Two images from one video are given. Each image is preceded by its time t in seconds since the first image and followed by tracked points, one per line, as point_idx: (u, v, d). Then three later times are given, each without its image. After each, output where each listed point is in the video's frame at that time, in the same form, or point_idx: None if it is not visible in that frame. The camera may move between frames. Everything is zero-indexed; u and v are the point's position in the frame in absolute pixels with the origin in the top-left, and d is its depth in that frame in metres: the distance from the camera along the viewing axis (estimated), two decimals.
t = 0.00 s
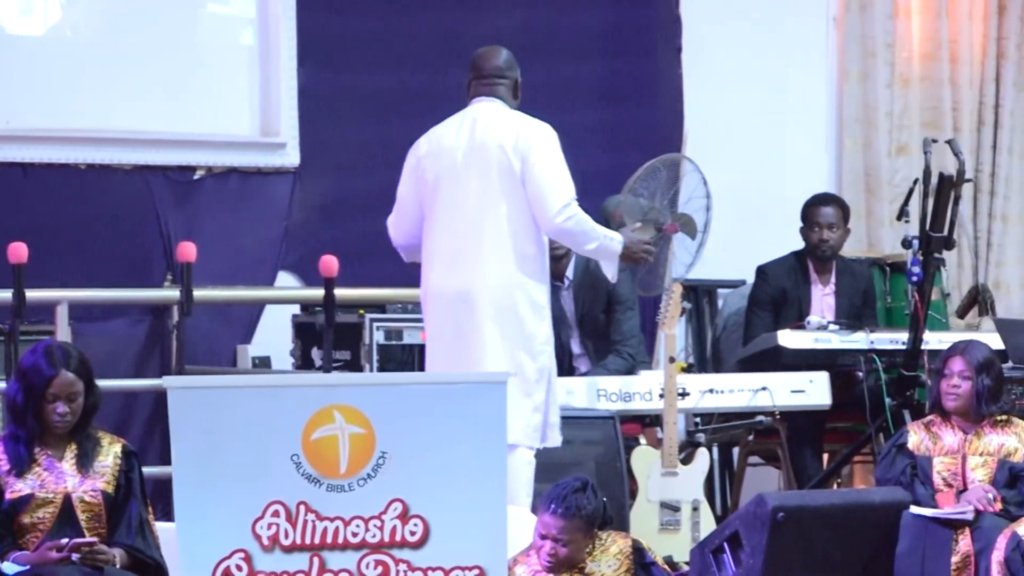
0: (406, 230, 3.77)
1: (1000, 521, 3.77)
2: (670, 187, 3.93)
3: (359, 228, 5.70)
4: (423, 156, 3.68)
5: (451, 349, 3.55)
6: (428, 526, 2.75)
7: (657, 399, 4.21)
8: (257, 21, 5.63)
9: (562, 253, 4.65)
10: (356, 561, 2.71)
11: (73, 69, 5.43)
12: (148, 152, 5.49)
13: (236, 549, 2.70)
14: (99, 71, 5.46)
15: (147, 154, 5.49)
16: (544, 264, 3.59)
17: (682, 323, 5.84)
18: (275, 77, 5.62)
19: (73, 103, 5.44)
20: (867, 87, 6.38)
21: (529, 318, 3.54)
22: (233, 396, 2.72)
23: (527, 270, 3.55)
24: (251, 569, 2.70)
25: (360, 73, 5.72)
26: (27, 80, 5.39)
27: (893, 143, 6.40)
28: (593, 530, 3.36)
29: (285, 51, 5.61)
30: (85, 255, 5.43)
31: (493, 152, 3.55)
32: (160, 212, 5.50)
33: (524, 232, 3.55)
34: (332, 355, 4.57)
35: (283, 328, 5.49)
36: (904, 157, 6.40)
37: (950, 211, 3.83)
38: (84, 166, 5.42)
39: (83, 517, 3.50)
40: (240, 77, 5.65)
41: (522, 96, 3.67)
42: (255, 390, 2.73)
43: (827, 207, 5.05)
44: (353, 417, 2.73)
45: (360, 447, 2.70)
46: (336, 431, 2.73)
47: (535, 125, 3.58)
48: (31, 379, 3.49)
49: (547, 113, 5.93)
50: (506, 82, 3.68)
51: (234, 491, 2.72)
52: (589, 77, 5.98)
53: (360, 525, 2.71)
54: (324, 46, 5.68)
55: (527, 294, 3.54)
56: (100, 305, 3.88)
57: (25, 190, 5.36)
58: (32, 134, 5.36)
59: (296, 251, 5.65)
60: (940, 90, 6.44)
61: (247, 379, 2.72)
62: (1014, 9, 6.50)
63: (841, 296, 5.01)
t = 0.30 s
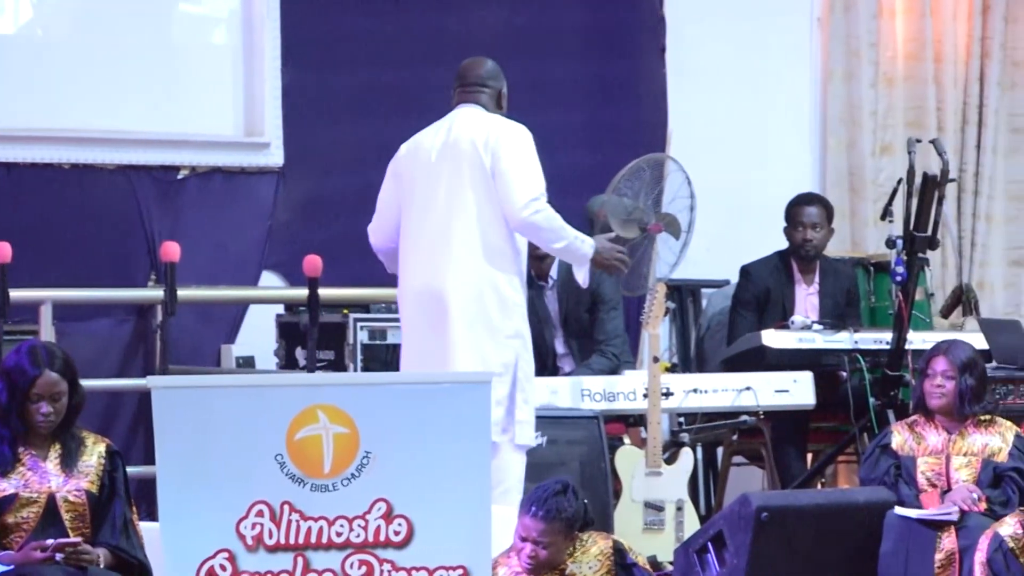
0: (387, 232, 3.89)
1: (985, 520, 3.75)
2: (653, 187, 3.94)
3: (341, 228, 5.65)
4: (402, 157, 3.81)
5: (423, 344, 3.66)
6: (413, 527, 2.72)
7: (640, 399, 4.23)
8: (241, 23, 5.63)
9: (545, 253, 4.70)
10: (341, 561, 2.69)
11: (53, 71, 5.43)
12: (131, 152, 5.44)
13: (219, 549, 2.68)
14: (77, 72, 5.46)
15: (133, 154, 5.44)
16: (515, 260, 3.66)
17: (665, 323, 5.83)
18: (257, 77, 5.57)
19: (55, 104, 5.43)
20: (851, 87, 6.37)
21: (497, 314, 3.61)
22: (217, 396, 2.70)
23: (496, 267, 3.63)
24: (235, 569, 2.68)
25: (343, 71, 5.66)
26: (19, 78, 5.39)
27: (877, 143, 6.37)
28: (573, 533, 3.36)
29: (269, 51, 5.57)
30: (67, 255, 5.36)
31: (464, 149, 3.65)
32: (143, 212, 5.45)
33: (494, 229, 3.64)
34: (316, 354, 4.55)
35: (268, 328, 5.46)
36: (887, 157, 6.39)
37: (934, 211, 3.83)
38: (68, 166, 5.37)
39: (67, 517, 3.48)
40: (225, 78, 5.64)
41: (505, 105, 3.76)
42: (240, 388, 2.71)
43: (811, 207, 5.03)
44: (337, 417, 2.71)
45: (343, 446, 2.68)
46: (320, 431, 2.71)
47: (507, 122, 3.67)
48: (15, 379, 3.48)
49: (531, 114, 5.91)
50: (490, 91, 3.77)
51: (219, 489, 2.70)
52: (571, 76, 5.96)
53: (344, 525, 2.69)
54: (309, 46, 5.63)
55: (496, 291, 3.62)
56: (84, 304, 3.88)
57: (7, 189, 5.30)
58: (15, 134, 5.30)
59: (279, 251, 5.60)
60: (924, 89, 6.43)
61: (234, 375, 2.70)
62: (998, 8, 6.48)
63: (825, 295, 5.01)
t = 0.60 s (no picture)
0: (380, 232, 3.96)
1: (972, 520, 3.74)
2: (641, 187, 4.09)
3: (330, 228, 5.65)
4: (398, 158, 3.89)
5: (400, 340, 3.71)
6: (400, 527, 2.69)
7: (628, 399, 4.24)
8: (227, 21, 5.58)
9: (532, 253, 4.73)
10: (328, 560, 2.66)
11: (39, 70, 5.36)
12: (120, 152, 5.39)
13: (207, 549, 2.65)
14: (64, 72, 5.39)
15: (122, 155, 5.40)
16: (496, 261, 3.69)
17: (653, 323, 5.83)
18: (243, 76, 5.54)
19: (42, 105, 5.36)
20: (839, 86, 6.37)
21: (473, 313, 3.64)
22: (206, 397, 2.68)
23: (476, 266, 3.67)
24: (223, 569, 2.65)
25: (333, 70, 5.65)
26: (19, 78, 5.33)
27: (864, 143, 6.39)
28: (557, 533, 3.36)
29: (257, 49, 5.54)
30: (56, 255, 5.32)
31: (453, 148, 3.71)
32: (131, 212, 5.41)
33: (476, 228, 3.67)
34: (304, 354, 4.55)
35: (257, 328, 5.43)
36: (875, 157, 6.41)
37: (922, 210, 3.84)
38: (56, 166, 5.32)
39: (54, 517, 3.46)
40: (212, 77, 5.59)
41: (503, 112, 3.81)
42: (229, 388, 2.68)
43: (798, 207, 5.03)
44: (324, 417, 2.69)
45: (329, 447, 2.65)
46: (308, 431, 2.69)
47: (498, 124, 3.73)
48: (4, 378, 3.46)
49: (520, 113, 5.92)
50: (489, 98, 3.82)
51: (205, 487, 2.67)
52: (559, 76, 5.96)
53: (331, 524, 2.66)
54: (297, 45, 5.62)
55: (473, 290, 3.65)
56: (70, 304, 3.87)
57: None
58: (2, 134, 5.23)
59: (267, 251, 5.58)
60: (912, 90, 6.45)
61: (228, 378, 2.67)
62: (986, 8, 6.49)
63: (812, 295, 5.02)
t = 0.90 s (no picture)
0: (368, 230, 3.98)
1: (957, 519, 3.73)
2: (625, 188, 4.18)
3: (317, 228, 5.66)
4: (389, 157, 3.92)
5: (379, 337, 3.75)
6: (385, 526, 2.68)
7: (613, 398, 4.27)
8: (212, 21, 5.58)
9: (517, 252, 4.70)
10: (313, 560, 2.65)
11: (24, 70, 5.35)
12: (104, 151, 5.38)
13: (192, 548, 2.64)
14: (48, 69, 5.37)
15: (107, 155, 5.38)
16: (479, 263, 3.72)
17: (638, 324, 5.83)
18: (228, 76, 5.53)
19: (26, 103, 5.35)
20: (824, 86, 6.34)
21: (454, 312, 3.67)
22: (186, 396, 2.65)
23: (458, 267, 3.70)
24: (208, 569, 2.64)
25: (319, 71, 5.66)
26: (20, 78, 5.35)
27: (849, 143, 6.36)
28: (542, 530, 3.35)
29: (242, 49, 5.52)
30: (41, 254, 5.31)
31: (442, 149, 3.74)
32: (116, 212, 5.40)
33: (462, 229, 3.70)
34: (289, 353, 4.56)
35: (241, 329, 5.43)
36: (859, 157, 6.39)
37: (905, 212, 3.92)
38: (40, 165, 5.31)
39: (39, 516, 3.45)
40: (198, 77, 5.59)
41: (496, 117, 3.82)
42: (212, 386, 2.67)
43: (782, 207, 5.01)
44: (308, 416, 2.67)
45: (314, 447, 2.64)
46: (292, 431, 2.67)
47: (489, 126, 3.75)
48: None
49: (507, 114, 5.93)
50: (483, 102, 3.84)
51: (190, 485, 2.65)
52: (544, 77, 5.98)
53: (316, 524, 2.65)
54: (283, 45, 5.61)
55: (454, 292, 3.68)
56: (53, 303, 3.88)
57: None
58: None
59: (251, 251, 5.58)
60: (897, 90, 6.42)
61: (210, 377, 2.66)
62: (970, 8, 6.47)
63: (797, 295, 5.03)
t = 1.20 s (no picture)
0: (351, 228, 3.98)
1: (937, 519, 3.75)
2: (605, 187, 4.26)
3: (300, 226, 5.66)
4: (374, 157, 3.92)
5: (358, 335, 3.75)
6: (366, 526, 2.57)
7: (593, 398, 4.31)
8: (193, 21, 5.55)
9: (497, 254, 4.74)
10: (293, 560, 2.55)
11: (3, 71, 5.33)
12: (83, 151, 5.38)
13: (172, 548, 2.53)
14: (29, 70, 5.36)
15: (86, 154, 5.38)
16: (460, 263, 3.72)
17: (618, 323, 5.79)
18: (208, 76, 5.53)
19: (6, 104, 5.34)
20: (804, 86, 6.37)
21: (433, 310, 3.67)
22: (175, 394, 2.54)
23: (439, 267, 3.70)
24: (188, 569, 2.53)
25: (299, 71, 5.66)
26: (18, 78, 5.35)
27: (829, 143, 6.38)
28: (525, 529, 3.34)
29: (221, 49, 5.52)
30: (23, 254, 5.32)
31: (425, 149, 3.74)
32: (98, 212, 5.40)
33: (443, 229, 3.70)
34: (269, 353, 4.58)
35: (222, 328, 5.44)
36: (840, 157, 6.39)
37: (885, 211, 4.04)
38: (20, 165, 5.31)
39: (18, 516, 3.45)
40: (178, 78, 5.55)
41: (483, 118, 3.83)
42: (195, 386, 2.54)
43: (763, 206, 5.08)
44: (289, 415, 2.56)
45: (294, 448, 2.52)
46: (273, 430, 2.55)
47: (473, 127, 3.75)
48: None
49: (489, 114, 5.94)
50: (470, 104, 3.84)
51: (168, 484, 2.55)
52: (526, 76, 5.99)
53: (296, 524, 2.54)
54: (263, 45, 5.60)
55: (433, 292, 3.68)
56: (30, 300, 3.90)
57: None
58: None
59: (231, 251, 5.57)
60: (877, 90, 6.44)
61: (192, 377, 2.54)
62: (950, 9, 6.48)
63: (776, 295, 5.06)
